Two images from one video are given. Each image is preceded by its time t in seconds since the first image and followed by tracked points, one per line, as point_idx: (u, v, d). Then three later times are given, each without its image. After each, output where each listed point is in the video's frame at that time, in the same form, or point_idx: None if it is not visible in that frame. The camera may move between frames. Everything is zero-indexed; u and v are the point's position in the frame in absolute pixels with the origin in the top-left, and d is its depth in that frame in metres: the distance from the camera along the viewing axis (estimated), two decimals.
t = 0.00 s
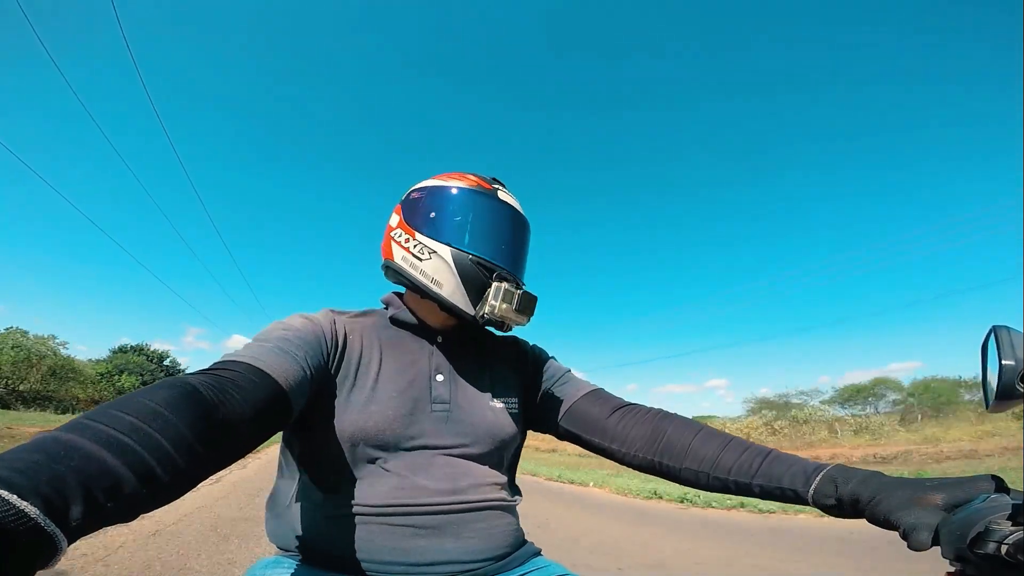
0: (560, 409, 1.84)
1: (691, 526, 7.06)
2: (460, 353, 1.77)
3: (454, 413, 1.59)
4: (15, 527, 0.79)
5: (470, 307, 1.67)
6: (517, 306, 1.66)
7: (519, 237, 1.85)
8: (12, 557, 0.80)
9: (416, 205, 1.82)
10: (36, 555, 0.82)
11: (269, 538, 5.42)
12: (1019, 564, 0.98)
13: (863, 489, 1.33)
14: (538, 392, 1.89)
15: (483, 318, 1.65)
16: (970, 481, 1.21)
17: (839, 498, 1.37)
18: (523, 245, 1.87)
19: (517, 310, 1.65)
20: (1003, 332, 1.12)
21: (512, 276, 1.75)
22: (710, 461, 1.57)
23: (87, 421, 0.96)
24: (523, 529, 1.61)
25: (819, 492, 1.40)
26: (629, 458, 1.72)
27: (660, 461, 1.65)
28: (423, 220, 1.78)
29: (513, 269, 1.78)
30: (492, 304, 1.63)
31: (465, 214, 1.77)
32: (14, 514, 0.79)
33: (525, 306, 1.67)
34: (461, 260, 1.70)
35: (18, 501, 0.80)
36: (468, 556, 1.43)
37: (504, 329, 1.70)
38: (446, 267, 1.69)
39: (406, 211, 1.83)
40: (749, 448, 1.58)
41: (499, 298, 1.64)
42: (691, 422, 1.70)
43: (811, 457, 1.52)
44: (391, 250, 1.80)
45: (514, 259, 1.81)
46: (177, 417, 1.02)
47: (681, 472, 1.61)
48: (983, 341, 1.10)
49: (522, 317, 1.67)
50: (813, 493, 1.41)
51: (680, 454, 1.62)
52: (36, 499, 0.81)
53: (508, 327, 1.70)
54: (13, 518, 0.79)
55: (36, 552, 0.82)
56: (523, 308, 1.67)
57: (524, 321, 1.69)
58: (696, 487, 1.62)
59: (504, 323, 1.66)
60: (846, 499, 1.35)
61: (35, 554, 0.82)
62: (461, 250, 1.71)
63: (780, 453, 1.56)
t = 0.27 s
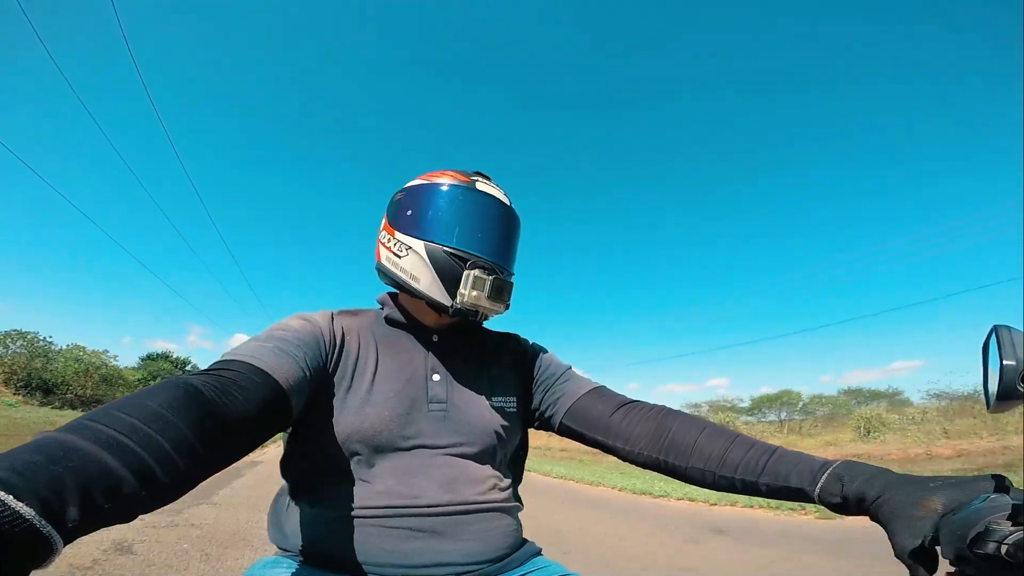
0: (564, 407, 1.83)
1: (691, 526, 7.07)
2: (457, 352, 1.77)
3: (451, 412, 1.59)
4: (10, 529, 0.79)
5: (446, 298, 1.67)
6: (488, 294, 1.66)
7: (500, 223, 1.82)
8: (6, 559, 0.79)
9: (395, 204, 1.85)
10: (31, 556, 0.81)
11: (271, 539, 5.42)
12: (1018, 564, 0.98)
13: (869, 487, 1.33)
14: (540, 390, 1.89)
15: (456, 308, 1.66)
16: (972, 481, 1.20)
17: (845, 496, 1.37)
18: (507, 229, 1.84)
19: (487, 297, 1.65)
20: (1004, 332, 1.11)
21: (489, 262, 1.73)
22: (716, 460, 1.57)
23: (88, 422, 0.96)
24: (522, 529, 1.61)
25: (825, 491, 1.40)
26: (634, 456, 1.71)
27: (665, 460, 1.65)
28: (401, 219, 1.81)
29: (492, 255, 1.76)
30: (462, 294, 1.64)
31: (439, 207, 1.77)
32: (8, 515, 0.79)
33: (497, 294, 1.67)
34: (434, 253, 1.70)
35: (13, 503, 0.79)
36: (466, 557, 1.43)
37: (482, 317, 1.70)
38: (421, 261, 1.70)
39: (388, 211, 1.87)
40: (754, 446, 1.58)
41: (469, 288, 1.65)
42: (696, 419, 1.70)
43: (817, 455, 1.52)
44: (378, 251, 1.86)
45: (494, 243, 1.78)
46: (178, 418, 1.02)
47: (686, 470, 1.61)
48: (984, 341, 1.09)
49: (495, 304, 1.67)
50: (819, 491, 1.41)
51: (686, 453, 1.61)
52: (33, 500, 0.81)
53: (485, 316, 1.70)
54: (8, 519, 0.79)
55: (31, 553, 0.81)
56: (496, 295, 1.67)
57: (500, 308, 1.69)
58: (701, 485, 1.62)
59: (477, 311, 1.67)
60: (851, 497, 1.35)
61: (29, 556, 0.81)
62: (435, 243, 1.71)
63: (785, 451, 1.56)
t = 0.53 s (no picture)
0: (562, 404, 1.83)
1: (690, 528, 7.05)
2: (454, 351, 1.77)
3: (450, 411, 1.59)
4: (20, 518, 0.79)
5: (430, 292, 1.68)
6: (469, 286, 1.66)
7: (486, 215, 1.80)
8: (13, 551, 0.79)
9: (386, 207, 1.88)
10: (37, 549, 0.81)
11: (270, 540, 5.40)
12: (1019, 564, 0.98)
13: (869, 485, 1.33)
14: (538, 386, 1.88)
15: (439, 302, 1.66)
16: (975, 481, 1.20)
17: (843, 493, 1.36)
18: (494, 222, 1.82)
19: (468, 289, 1.66)
20: (1004, 331, 1.11)
21: (473, 254, 1.72)
22: (713, 455, 1.56)
23: (94, 417, 0.95)
24: (522, 529, 1.60)
25: (824, 486, 1.39)
26: (632, 452, 1.71)
27: (663, 455, 1.64)
28: (389, 221, 1.84)
29: (477, 246, 1.74)
30: (443, 287, 1.65)
31: (423, 205, 1.78)
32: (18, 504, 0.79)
33: (478, 286, 1.68)
34: (418, 250, 1.71)
35: (22, 494, 0.80)
36: (467, 556, 1.43)
37: (467, 311, 1.70)
38: (407, 259, 1.72)
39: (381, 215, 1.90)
40: (752, 441, 1.57)
41: (450, 280, 1.65)
42: (693, 414, 1.69)
43: (814, 450, 1.52)
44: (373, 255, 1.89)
45: (479, 235, 1.76)
46: (182, 414, 1.02)
47: (684, 466, 1.61)
48: (984, 340, 1.09)
49: (477, 296, 1.66)
50: (817, 487, 1.41)
51: (683, 448, 1.61)
52: (42, 493, 0.81)
53: (472, 309, 1.71)
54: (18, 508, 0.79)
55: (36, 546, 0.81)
56: (477, 287, 1.68)
57: (483, 300, 1.69)
58: (699, 481, 1.62)
59: (460, 304, 1.67)
60: (851, 494, 1.35)
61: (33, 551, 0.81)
62: (419, 240, 1.73)
63: (782, 446, 1.56)
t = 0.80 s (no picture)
0: (564, 405, 1.84)
1: (689, 531, 7.05)
2: (458, 353, 1.78)
3: (454, 412, 1.60)
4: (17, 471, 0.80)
5: (431, 292, 1.69)
6: (469, 285, 1.67)
7: (485, 215, 1.81)
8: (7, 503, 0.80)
9: (388, 210, 1.90)
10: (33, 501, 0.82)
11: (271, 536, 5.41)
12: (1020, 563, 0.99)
13: (868, 483, 1.34)
14: (540, 388, 1.89)
15: (439, 301, 1.67)
16: (976, 480, 1.20)
17: (843, 491, 1.37)
18: (495, 222, 1.82)
19: (468, 288, 1.67)
20: (1003, 332, 1.12)
21: (473, 254, 1.72)
22: (714, 455, 1.57)
23: (99, 389, 0.97)
24: (525, 529, 1.61)
25: (823, 485, 1.40)
26: (633, 453, 1.72)
27: (664, 455, 1.65)
28: (392, 224, 1.85)
29: (477, 247, 1.75)
30: (444, 285, 1.66)
31: (423, 207, 1.79)
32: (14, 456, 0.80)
33: (478, 285, 1.69)
34: (420, 251, 1.72)
35: (18, 447, 0.81)
36: (470, 556, 1.44)
37: (468, 310, 1.71)
38: (409, 260, 1.74)
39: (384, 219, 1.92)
40: (752, 440, 1.58)
41: (450, 279, 1.66)
42: (694, 414, 1.70)
43: (815, 449, 1.53)
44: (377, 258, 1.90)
45: (479, 236, 1.77)
46: (183, 390, 1.03)
47: (685, 466, 1.61)
48: (984, 341, 1.10)
49: (477, 295, 1.67)
50: (817, 485, 1.41)
51: (684, 448, 1.62)
52: (39, 449, 0.82)
53: (472, 308, 1.71)
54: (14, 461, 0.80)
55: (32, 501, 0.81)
56: (477, 286, 1.68)
57: (483, 298, 1.69)
58: (701, 481, 1.62)
59: (461, 302, 1.67)
60: (850, 492, 1.36)
61: (29, 507, 0.82)
62: (419, 241, 1.74)
63: (783, 445, 1.57)
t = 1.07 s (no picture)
0: (563, 405, 1.84)
1: (688, 534, 7.05)
2: (459, 351, 1.78)
3: (453, 410, 1.60)
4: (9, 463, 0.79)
5: (433, 288, 1.69)
6: (470, 280, 1.67)
7: (487, 214, 1.81)
8: None
9: (390, 209, 1.90)
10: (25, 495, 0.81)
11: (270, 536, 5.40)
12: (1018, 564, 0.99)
13: (867, 486, 1.33)
14: (540, 387, 1.89)
15: (441, 297, 1.67)
16: (974, 481, 1.20)
17: (841, 494, 1.37)
18: (496, 219, 1.82)
19: (470, 283, 1.67)
20: (1004, 331, 1.12)
21: (475, 251, 1.73)
22: (713, 456, 1.57)
23: (100, 382, 0.97)
24: (523, 528, 1.61)
25: (822, 488, 1.40)
26: (632, 453, 1.72)
27: (663, 456, 1.65)
28: (394, 221, 1.85)
29: (479, 243, 1.75)
30: (445, 281, 1.66)
31: (425, 205, 1.80)
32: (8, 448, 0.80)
33: (480, 280, 1.69)
34: (422, 248, 1.72)
35: (14, 439, 0.81)
36: (469, 554, 1.44)
37: (470, 306, 1.71)
38: (411, 257, 1.74)
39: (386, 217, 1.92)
40: (752, 442, 1.58)
41: (452, 274, 1.66)
42: (694, 415, 1.70)
43: (815, 452, 1.52)
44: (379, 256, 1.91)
45: (481, 232, 1.77)
46: (183, 386, 1.04)
47: (684, 466, 1.62)
48: (985, 341, 1.10)
49: (479, 290, 1.67)
50: (816, 488, 1.41)
51: (683, 449, 1.62)
52: (35, 441, 0.82)
53: (474, 304, 1.71)
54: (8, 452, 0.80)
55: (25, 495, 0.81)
56: (479, 281, 1.68)
57: (485, 293, 1.70)
58: (699, 482, 1.63)
59: (462, 298, 1.67)
60: (849, 495, 1.35)
61: (20, 501, 0.81)
62: (421, 238, 1.74)
63: (782, 448, 1.56)
